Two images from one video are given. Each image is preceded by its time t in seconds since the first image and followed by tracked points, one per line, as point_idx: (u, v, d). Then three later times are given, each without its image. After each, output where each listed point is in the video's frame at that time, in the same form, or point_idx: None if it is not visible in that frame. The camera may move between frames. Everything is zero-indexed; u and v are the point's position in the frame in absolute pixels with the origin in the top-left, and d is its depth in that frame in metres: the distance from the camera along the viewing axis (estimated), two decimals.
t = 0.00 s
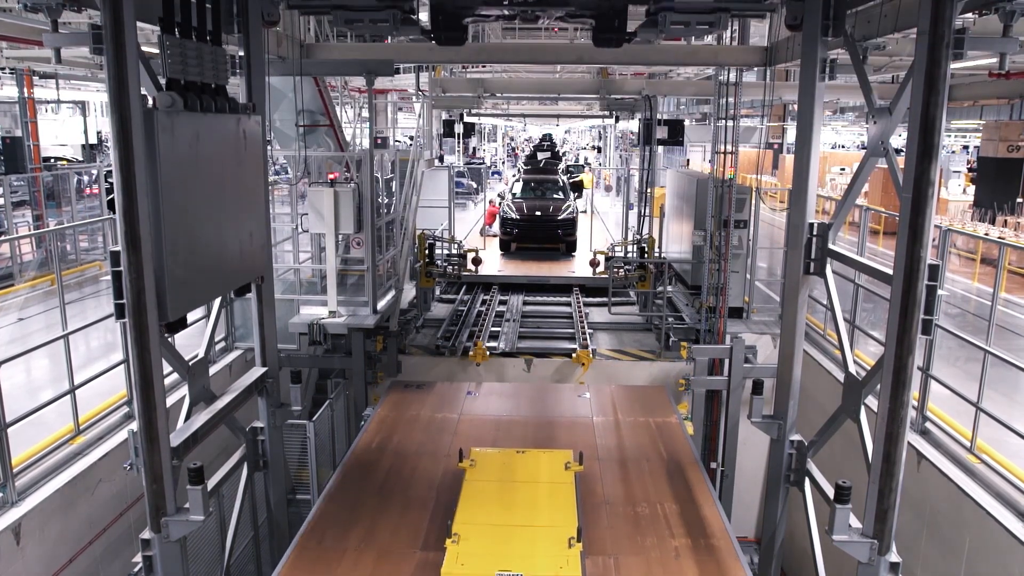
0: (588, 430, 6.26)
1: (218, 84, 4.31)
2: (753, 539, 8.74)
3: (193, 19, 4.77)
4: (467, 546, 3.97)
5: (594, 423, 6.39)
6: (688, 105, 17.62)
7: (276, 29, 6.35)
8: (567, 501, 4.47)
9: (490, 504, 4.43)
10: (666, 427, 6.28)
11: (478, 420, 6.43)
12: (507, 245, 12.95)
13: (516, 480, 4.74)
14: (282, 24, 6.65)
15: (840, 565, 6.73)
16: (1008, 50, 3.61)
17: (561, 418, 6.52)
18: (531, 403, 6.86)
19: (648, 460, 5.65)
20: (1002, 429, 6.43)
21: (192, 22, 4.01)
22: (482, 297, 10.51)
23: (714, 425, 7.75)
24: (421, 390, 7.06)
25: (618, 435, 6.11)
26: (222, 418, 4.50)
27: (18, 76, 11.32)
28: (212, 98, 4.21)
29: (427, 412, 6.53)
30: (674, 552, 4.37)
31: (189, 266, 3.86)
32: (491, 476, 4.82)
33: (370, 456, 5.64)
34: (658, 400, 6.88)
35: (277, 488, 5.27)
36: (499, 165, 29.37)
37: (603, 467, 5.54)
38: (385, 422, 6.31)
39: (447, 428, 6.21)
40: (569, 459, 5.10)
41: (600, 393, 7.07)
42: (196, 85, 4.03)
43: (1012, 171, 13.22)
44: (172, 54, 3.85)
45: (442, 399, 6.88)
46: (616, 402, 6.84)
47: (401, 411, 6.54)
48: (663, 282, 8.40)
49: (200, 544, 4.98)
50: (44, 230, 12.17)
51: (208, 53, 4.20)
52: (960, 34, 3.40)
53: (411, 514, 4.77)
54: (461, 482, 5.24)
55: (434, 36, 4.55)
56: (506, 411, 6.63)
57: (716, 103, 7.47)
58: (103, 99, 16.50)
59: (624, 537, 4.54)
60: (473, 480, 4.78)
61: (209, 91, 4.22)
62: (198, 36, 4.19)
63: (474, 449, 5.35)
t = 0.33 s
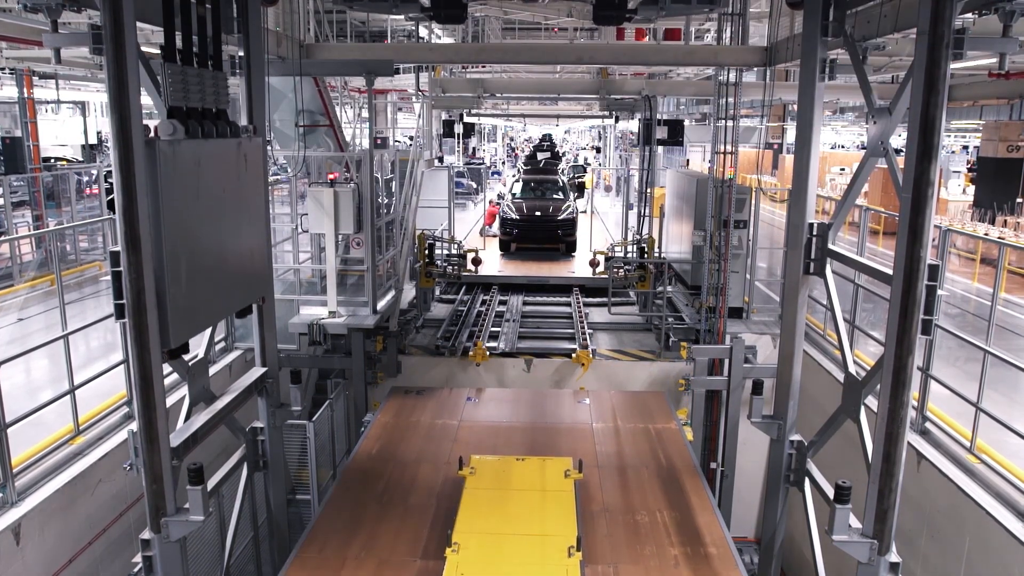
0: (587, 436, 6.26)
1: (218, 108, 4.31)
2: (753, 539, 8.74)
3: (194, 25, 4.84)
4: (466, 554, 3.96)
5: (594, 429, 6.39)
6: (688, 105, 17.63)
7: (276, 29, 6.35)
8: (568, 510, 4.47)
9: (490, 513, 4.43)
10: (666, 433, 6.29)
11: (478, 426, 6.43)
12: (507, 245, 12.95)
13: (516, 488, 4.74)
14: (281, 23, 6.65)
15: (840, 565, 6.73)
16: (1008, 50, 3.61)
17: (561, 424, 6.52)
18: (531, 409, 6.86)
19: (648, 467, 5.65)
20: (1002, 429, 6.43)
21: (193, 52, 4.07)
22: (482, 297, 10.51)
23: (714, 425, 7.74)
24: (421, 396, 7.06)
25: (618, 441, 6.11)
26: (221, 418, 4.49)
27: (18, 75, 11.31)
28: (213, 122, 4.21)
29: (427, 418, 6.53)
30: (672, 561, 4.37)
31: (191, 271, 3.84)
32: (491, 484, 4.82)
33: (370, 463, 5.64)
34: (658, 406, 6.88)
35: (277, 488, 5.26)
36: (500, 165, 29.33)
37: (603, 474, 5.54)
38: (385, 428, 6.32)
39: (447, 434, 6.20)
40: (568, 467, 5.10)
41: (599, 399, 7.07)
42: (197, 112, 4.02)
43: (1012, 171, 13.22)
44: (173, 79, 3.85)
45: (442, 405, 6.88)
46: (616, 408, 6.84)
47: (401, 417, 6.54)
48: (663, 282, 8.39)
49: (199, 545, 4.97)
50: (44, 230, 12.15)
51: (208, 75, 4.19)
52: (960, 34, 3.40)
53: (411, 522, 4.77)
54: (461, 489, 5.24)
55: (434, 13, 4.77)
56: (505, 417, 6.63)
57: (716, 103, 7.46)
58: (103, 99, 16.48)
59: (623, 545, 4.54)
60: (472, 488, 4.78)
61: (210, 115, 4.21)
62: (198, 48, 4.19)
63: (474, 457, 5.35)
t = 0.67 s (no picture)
0: (587, 443, 6.26)
1: (219, 130, 4.31)
2: (753, 539, 8.75)
3: (193, 30, 4.85)
4: (466, 564, 3.96)
5: (593, 436, 6.40)
6: (688, 105, 17.65)
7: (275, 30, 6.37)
8: (570, 520, 4.47)
9: (489, 522, 4.42)
10: (665, 440, 6.30)
11: (478, 433, 6.43)
12: (507, 246, 12.94)
13: (516, 497, 4.74)
14: (281, 23, 6.65)
15: (840, 565, 6.73)
16: (1008, 51, 3.62)
17: (561, 431, 6.52)
18: (531, 415, 6.86)
19: (647, 474, 5.65)
20: (1002, 429, 6.43)
21: (195, 68, 4.08)
22: (482, 297, 10.52)
23: (714, 425, 7.74)
24: (421, 402, 7.07)
25: (617, 448, 6.12)
26: (221, 419, 4.49)
27: (18, 75, 11.31)
28: (215, 145, 4.21)
29: (426, 425, 6.54)
30: (672, 569, 4.37)
31: (191, 276, 3.84)
32: (492, 492, 4.83)
33: (370, 470, 5.64)
34: (657, 413, 6.88)
35: (277, 488, 5.26)
36: (500, 165, 29.33)
37: (602, 482, 5.54)
38: (385, 435, 6.32)
39: (447, 441, 6.21)
40: (568, 474, 5.10)
41: (598, 405, 7.07)
42: (200, 135, 4.02)
43: (1012, 171, 13.24)
44: (175, 107, 3.79)
45: (442, 411, 6.88)
46: (615, 414, 6.84)
47: (401, 424, 6.54)
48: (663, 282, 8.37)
49: (199, 546, 4.96)
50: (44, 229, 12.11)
51: (210, 100, 4.17)
52: (960, 34, 3.40)
53: (411, 531, 4.76)
54: (461, 496, 5.24)
55: None
56: (505, 423, 6.64)
57: (716, 103, 7.46)
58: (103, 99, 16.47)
59: (622, 554, 4.54)
60: (472, 496, 4.78)
61: (212, 137, 4.22)
62: (197, 50, 4.16)
63: (474, 464, 5.35)
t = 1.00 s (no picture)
0: (586, 449, 6.27)
1: (219, 143, 4.30)
2: (753, 539, 8.76)
3: (193, 30, 4.84)
4: (465, 573, 3.96)
5: (593, 442, 6.40)
6: (688, 105, 17.64)
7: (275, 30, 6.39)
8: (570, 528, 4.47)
9: (488, 530, 4.42)
10: (665, 447, 6.31)
11: (478, 439, 6.44)
12: (507, 246, 12.94)
13: (515, 505, 4.74)
14: (281, 23, 6.66)
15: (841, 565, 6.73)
16: (1008, 51, 3.62)
17: (561, 437, 6.53)
18: (530, 420, 6.87)
19: (646, 482, 5.66)
20: (1002, 428, 6.43)
21: (195, 67, 4.07)
22: (481, 298, 10.52)
23: (714, 425, 7.73)
24: (421, 408, 7.08)
25: (617, 455, 6.13)
26: (221, 419, 4.49)
27: (18, 75, 11.32)
28: (216, 158, 4.20)
29: (427, 431, 6.54)
30: None
31: (190, 282, 3.84)
32: (493, 500, 4.83)
33: (370, 476, 5.64)
34: (657, 419, 6.89)
35: (277, 488, 5.26)
36: (500, 165, 29.32)
37: (602, 489, 5.54)
38: (386, 441, 6.32)
39: (447, 447, 6.22)
40: (567, 481, 5.11)
41: (598, 411, 7.08)
42: (200, 147, 4.02)
43: (1012, 171, 13.24)
44: (176, 121, 3.79)
45: (442, 417, 6.88)
46: (614, 420, 6.85)
47: (401, 430, 6.55)
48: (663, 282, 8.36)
49: (199, 546, 4.96)
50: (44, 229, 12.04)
51: (210, 116, 4.17)
52: (960, 34, 3.40)
53: (412, 538, 4.76)
54: (461, 503, 5.25)
55: None
56: (505, 430, 6.64)
57: (716, 103, 7.45)
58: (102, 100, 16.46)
59: (622, 562, 4.54)
60: (472, 504, 4.78)
61: (212, 151, 4.21)
62: (197, 51, 4.15)
63: (474, 471, 5.35)
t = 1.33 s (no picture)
0: (586, 456, 6.28)
1: (219, 148, 4.30)
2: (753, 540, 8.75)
3: (193, 30, 4.84)
4: None
5: (593, 449, 6.41)
6: (688, 105, 17.64)
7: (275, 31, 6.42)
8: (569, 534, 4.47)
9: (488, 538, 4.42)
10: (664, 453, 6.31)
11: (478, 446, 6.44)
12: (507, 246, 12.93)
13: (515, 512, 4.74)
14: (281, 24, 6.66)
15: (840, 565, 6.74)
16: (1007, 51, 3.62)
17: (561, 443, 6.54)
18: (531, 427, 6.87)
19: (646, 489, 5.66)
20: (1002, 428, 6.43)
21: (194, 67, 4.07)
22: (481, 298, 10.51)
23: (714, 425, 7.72)
24: (420, 414, 7.09)
25: (616, 462, 6.13)
26: (221, 418, 4.49)
27: (18, 75, 11.30)
28: (216, 163, 4.20)
29: (427, 438, 6.55)
30: None
31: (190, 286, 3.84)
32: (492, 508, 4.82)
33: (371, 483, 5.64)
34: (656, 425, 6.90)
35: (277, 488, 5.26)
36: (500, 166, 29.31)
37: (602, 496, 5.55)
38: (386, 449, 6.32)
39: (448, 455, 6.22)
40: (567, 489, 5.11)
41: (598, 417, 7.09)
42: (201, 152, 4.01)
43: (1011, 171, 13.25)
44: (176, 126, 3.79)
45: (442, 424, 6.88)
46: (614, 427, 6.85)
47: (401, 437, 6.55)
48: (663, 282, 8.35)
49: (199, 547, 4.96)
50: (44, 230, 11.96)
51: (211, 121, 4.17)
52: (960, 34, 3.41)
53: (411, 545, 4.76)
54: (461, 511, 5.25)
55: None
56: (505, 436, 6.65)
57: (716, 103, 7.45)
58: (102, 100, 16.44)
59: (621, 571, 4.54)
60: (472, 512, 4.78)
61: (212, 157, 4.20)
62: (197, 52, 4.15)
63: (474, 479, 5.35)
